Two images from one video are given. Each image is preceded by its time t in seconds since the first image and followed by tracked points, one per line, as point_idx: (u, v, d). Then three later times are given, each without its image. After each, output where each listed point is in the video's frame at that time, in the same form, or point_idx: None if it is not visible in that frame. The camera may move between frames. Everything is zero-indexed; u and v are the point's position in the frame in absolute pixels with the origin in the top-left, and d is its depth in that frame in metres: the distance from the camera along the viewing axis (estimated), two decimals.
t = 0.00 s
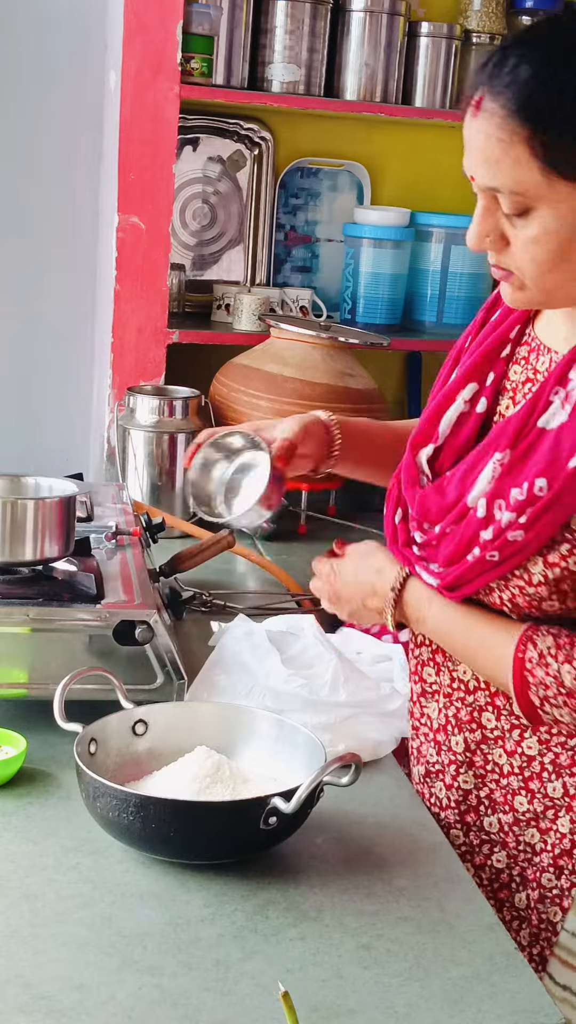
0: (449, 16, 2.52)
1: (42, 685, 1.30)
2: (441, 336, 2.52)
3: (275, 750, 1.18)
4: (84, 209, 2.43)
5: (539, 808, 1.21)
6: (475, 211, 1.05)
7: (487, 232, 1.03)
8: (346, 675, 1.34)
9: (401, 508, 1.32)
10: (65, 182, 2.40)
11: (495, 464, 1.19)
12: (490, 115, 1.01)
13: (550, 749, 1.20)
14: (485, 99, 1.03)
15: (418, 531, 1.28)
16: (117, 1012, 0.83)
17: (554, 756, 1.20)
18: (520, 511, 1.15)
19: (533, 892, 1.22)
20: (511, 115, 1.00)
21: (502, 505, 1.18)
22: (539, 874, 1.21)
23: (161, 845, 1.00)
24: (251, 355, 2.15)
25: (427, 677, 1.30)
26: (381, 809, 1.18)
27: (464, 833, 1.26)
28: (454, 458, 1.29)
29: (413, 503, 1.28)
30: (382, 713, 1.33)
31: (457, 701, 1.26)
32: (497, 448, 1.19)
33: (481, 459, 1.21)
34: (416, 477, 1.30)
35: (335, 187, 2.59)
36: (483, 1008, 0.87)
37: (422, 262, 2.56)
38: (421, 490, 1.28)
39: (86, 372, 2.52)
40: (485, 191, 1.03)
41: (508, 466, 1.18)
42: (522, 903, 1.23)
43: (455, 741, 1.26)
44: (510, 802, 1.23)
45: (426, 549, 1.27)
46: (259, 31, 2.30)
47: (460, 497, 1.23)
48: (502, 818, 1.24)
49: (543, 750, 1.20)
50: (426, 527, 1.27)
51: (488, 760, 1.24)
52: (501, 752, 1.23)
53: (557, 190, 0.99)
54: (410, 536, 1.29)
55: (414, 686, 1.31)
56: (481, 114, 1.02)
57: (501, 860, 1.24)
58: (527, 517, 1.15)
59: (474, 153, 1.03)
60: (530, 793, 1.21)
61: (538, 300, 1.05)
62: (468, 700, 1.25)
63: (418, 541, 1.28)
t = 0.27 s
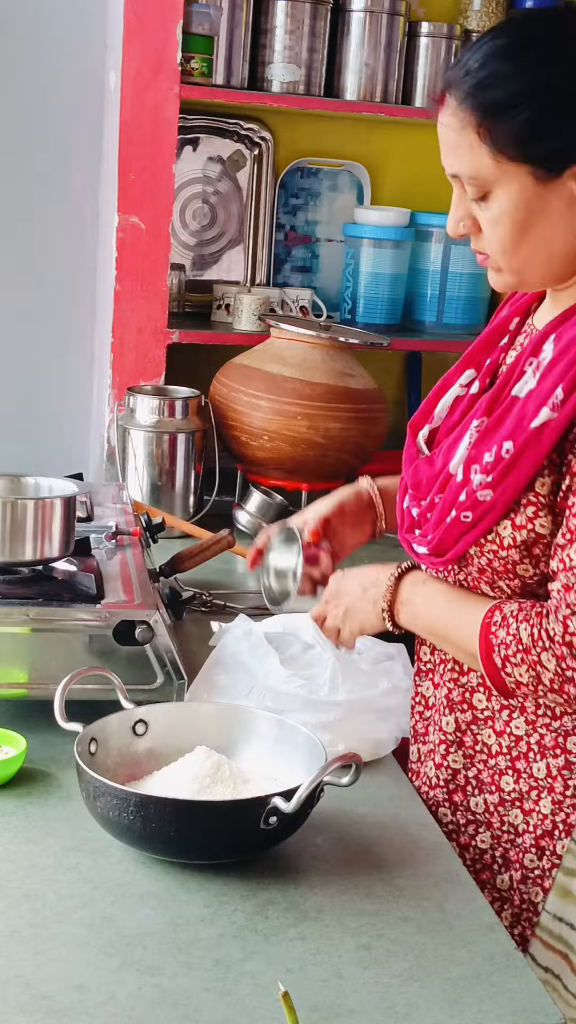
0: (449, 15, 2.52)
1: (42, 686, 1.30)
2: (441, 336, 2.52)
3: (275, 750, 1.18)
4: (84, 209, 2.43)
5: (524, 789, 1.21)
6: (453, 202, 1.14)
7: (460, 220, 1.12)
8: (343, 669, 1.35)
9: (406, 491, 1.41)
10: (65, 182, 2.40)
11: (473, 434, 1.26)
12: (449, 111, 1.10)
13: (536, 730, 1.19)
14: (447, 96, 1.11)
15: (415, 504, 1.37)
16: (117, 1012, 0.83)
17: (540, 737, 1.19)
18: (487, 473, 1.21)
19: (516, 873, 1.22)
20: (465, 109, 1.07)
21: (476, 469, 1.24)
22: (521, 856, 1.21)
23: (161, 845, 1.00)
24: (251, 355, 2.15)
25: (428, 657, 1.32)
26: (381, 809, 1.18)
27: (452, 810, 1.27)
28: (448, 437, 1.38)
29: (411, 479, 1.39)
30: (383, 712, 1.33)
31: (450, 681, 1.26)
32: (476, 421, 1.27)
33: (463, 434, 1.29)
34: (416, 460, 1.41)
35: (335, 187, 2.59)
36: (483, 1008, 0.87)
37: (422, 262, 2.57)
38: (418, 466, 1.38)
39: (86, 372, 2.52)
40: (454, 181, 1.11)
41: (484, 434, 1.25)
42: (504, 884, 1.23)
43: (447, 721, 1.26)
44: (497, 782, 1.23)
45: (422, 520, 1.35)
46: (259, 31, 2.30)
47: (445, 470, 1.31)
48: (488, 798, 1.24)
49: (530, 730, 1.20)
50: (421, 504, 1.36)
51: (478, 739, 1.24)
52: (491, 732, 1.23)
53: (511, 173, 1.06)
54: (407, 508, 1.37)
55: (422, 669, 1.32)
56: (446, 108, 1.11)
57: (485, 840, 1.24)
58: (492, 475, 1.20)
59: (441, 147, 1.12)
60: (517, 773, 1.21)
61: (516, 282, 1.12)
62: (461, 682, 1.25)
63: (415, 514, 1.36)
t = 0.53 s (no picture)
0: (449, 16, 2.52)
1: (42, 686, 1.30)
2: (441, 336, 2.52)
3: (274, 750, 1.18)
4: (84, 209, 2.43)
5: (522, 770, 1.29)
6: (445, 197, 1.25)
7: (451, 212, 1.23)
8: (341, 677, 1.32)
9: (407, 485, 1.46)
10: (65, 182, 2.40)
11: (471, 418, 1.34)
12: (438, 110, 1.21)
13: (533, 712, 1.28)
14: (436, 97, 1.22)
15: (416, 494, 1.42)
16: (117, 1012, 0.83)
17: (536, 720, 1.28)
18: (487, 451, 1.27)
19: (511, 853, 1.31)
20: (452, 105, 1.19)
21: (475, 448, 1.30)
22: (516, 836, 1.30)
23: (161, 845, 1.00)
24: (251, 355, 2.15)
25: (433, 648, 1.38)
26: (381, 809, 1.18)
27: (454, 791, 1.35)
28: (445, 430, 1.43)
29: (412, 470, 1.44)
30: (381, 717, 1.32)
31: (449, 668, 1.35)
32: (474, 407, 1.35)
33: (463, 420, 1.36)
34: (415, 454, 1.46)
35: (335, 187, 2.60)
36: (483, 1008, 0.87)
37: (422, 262, 2.57)
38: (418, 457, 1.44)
39: (86, 372, 2.52)
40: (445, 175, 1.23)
41: (482, 415, 1.33)
42: (500, 863, 1.32)
43: (447, 706, 1.36)
44: (495, 764, 1.32)
45: (422, 509, 1.40)
46: (259, 31, 2.30)
47: (445, 457, 1.37)
48: (487, 780, 1.32)
49: (527, 713, 1.29)
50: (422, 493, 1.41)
51: (477, 723, 1.33)
52: (490, 716, 1.32)
53: (494, 162, 1.16)
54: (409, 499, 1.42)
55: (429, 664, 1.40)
56: (435, 108, 1.22)
57: (483, 821, 1.32)
58: (492, 452, 1.26)
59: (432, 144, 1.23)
60: (514, 755, 1.30)
61: (504, 269, 1.22)
62: (459, 667, 1.34)
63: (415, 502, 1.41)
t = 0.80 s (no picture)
0: (449, 16, 2.52)
1: (42, 685, 1.30)
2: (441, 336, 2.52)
3: (274, 750, 1.18)
4: (83, 208, 2.43)
5: (528, 760, 1.32)
6: (439, 197, 1.28)
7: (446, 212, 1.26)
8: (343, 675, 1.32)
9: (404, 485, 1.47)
10: (65, 181, 2.40)
11: (474, 414, 1.36)
12: (432, 110, 1.24)
13: (539, 703, 1.31)
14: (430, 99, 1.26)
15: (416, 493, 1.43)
16: (117, 1012, 0.83)
17: (543, 710, 1.31)
18: (493, 447, 1.28)
19: (519, 842, 1.32)
20: (447, 105, 1.22)
21: (480, 445, 1.32)
22: (524, 825, 1.32)
23: (161, 845, 1.00)
24: (251, 355, 2.15)
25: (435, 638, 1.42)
26: (381, 809, 1.18)
27: (460, 785, 1.37)
28: (442, 429, 1.45)
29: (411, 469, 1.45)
30: (383, 715, 1.32)
31: (451, 663, 1.36)
32: (476, 403, 1.36)
33: (465, 415, 1.38)
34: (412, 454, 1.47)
35: (335, 187, 2.60)
36: (483, 1008, 0.87)
37: (422, 262, 2.57)
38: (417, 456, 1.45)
39: (86, 372, 2.52)
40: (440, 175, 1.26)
41: (485, 413, 1.34)
42: (509, 853, 1.33)
43: (450, 700, 1.37)
44: (501, 755, 1.34)
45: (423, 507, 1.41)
46: (259, 31, 2.30)
47: (447, 453, 1.39)
48: (493, 772, 1.34)
49: (533, 704, 1.31)
50: (422, 490, 1.43)
51: (481, 716, 1.35)
52: (494, 709, 1.34)
53: (489, 161, 1.20)
54: (409, 497, 1.44)
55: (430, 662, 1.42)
56: (429, 110, 1.25)
57: (491, 812, 1.34)
58: (498, 447, 1.27)
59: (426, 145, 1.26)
60: (520, 746, 1.32)
61: (497, 267, 1.26)
62: (462, 663, 1.35)
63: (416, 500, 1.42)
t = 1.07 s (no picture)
0: (449, 16, 2.52)
1: (42, 686, 1.30)
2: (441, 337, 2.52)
3: (274, 750, 1.18)
4: (83, 208, 2.43)
5: (533, 753, 1.35)
6: (435, 198, 1.28)
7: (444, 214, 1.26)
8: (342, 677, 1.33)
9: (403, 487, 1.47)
10: (65, 181, 2.40)
11: (477, 413, 1.36)
12: (430, 111, 1.24)
13: (544, 697, 1.34)
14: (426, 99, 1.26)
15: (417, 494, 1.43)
16: (117, 1012, 0.83)
17: (548, 703, 1.33)
18: (500, 446, 1.29)
19: (523, 834, 1.35)
20: (446, 106, 1.22)
21: (486, 444, 1.32)
22: (529, 817, 1.35)
23: (161, 845, 1.00)
24: (251, 355, 2.15)
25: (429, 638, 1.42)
26: (381, 809, 1.18)
27: (465, 779, 1.38)
28: (439, 433, 1.45)
29: (411, 471, 1.44)
30: (383, 715, 1.32)
31: (455, 660, 1.37)
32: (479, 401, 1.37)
33: (466, 415, 1.39)
34: (409, 457, 1.47)
35: (335, 187, 2.60)
36: (483, 1008, 0.87)
37: (422, 262, 2.56)
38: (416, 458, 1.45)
39: (86, 372, 2.52)
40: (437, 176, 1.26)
41: (489, 413, 1.35)
42: (513, 845, 1.36)
43: (453, 698, 1.38)
44: (505, 750, 1.36)
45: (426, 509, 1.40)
46: (259, 31, 2.30)
47: (449, 452, 1.39)
48: (497, 766, 1.37)
49: (537, 698, 1.34)
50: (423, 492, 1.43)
51: (485, 712, 1.37)
52: (498, 704, 1.36)
53: (488, 163, 1.20)
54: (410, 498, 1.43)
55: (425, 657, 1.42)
56: (426, 111, 1.25)
57: (496, 805, 1.37)
58: (506, 445, 1.28)
59: (423, 145, 1.26)
60: (525, 739, 1.35)
61: (494, 268, 1.26)
62: (465, 658, 1.37)
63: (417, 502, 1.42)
